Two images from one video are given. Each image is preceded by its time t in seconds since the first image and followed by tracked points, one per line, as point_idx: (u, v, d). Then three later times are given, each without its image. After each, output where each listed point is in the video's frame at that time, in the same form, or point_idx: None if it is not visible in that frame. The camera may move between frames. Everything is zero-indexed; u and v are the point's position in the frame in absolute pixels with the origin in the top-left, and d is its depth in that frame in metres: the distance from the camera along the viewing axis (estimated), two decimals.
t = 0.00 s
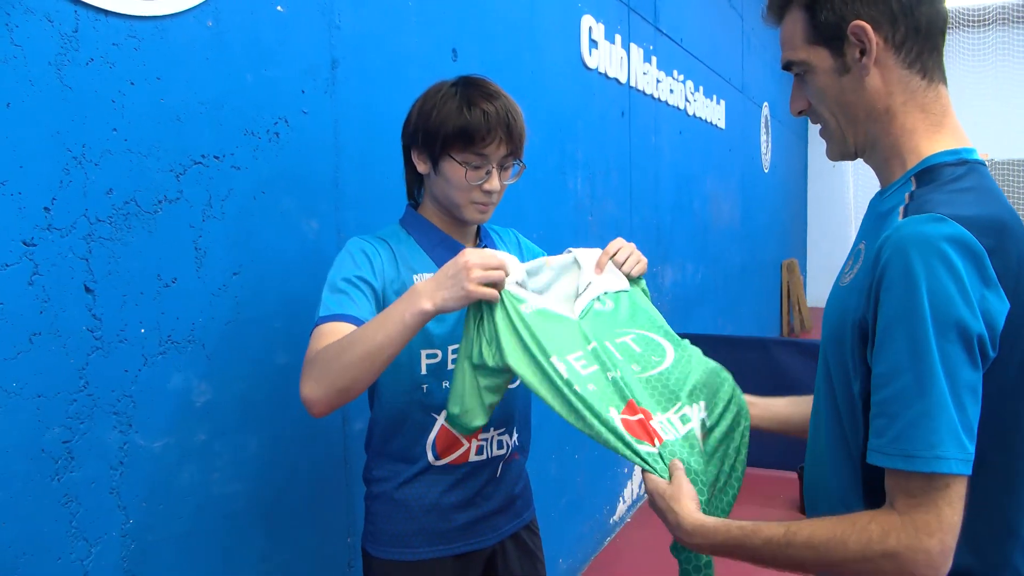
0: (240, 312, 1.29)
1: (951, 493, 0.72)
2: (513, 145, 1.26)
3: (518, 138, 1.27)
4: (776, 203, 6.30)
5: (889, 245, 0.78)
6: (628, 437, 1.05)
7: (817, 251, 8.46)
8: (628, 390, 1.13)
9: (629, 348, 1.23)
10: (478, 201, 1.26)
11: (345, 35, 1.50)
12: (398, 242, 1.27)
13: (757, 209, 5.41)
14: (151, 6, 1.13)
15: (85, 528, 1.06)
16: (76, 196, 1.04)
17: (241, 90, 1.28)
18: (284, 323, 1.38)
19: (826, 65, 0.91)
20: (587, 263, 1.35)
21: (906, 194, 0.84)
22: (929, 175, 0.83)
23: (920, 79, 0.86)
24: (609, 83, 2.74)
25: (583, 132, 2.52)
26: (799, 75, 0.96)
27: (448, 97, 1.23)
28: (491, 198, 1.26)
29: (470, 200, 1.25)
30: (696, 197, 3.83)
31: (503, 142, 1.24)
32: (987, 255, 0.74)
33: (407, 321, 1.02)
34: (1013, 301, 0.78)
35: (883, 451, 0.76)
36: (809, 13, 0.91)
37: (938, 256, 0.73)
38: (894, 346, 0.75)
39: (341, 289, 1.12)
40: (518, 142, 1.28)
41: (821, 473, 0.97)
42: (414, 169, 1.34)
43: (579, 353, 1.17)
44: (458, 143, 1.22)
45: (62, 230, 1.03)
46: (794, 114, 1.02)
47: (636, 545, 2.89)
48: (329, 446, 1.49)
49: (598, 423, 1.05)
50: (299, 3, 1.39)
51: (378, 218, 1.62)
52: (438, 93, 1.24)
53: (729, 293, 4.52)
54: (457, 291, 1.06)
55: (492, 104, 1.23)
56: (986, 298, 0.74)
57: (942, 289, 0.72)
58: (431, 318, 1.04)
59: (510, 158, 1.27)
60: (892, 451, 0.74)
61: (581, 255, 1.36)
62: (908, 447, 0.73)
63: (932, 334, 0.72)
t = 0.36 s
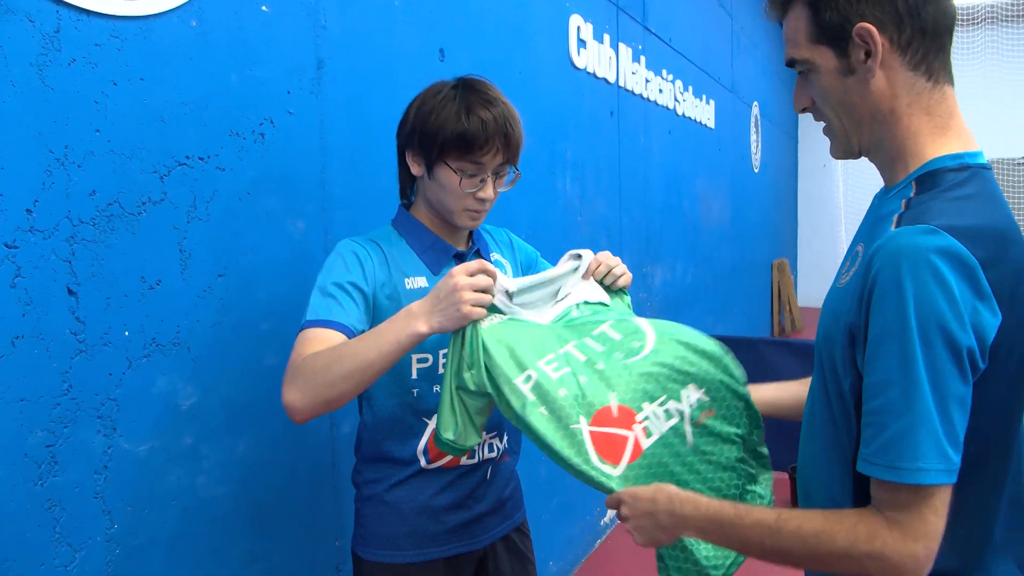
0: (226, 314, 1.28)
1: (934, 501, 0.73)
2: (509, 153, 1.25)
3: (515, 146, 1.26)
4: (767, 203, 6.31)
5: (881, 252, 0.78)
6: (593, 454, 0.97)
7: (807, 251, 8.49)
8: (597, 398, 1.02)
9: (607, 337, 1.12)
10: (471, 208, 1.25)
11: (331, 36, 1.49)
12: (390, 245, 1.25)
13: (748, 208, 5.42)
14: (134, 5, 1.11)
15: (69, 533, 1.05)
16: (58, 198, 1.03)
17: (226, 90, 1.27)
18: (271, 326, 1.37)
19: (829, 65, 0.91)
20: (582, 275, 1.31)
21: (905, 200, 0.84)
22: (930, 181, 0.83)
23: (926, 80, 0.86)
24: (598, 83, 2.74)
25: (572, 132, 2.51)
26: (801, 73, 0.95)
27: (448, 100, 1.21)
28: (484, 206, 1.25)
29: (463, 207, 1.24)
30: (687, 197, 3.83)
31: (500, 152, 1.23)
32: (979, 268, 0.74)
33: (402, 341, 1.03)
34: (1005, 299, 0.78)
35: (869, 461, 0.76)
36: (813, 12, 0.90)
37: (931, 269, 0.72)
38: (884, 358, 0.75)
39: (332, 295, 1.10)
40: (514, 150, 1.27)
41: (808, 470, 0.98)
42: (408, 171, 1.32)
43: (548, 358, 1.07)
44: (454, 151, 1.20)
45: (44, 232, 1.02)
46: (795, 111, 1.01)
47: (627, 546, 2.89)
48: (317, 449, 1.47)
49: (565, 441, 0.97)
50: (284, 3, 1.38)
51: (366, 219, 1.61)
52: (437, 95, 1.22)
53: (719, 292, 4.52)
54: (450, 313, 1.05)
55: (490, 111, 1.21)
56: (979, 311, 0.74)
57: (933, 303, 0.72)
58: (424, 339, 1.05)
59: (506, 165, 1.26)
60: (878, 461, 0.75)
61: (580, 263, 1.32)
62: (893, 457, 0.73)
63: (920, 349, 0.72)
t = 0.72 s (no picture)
0: (217, 316, 1.27)
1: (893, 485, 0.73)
2: (499, 156, 1.24)
3: (506, 148, 1.25)
4: (764, 204, 6.31)
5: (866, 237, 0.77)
6: (538, 470, 1.02)
7: (804, 252, 8.50)
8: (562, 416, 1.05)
9: (593, 359, 1.13)
10: (460, 211, 1.24)
11: (323, 37, 1.48)
12: (383, 246, 1.24)
13: (743, 210, 5.43)
14: (125, 6, 1.11)
15: (58, 538, 1.04)
16: (49, 200, 1.02)
17: (217, 91, 1.26)
18: (262, 329, 1.36)
19: (820, 67, 0.89)
20: (581, 280, 1.29)
21: (897, 194, 0.83)
22: (921, 178, 0.82)
23: (913, 86, 0.86)
24: (593, 85, 2.74)
25: (566, 134, 2.51)
26: (792, 72, 0.94)
27: (438, 103, 1.20)
28: (474, 209, 1.24)
29: (452, 210, 1.23)
30: (682, 199, 3.83)
31: (489, 155, 1.22)
32: (959, 261, 0.73)
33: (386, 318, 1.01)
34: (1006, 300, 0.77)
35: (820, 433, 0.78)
36: (806, 13, 0.88)
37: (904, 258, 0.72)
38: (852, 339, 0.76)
39: (323, 290, 1.10)
40: (505, 153, 1.26)
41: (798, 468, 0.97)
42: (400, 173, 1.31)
43: (529, 362, 1.09)
44: (443, 154, 1.20)
45: (34, 234, 1.01)
46: (785, 110, 0.99)
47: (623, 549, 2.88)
48: (309, 453, 1.47)
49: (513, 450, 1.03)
50: (276, 4, 1.37)
51: (358, 221, 1.60)
52: (428, 97, 1.21)
53: (714, 295, 4.52)
54: (436, 289, 1.05)
55: (479, 115, 1.20)
56: (960, 305, 0.72)
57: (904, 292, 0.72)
58: (411, 315, 1.04)
59: (495, 169, 1.26)
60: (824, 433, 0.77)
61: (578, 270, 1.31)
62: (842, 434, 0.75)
63: (883, 335, 0.73)
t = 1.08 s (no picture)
0: (215, 316, 1.26)
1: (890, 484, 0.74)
2: (497, 145, 1.23)
3: (503, 137, 1.24)
4: (766, 205, 6.29)
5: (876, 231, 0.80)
6: (552, 468, 1.13)
7: (805, 253, 8.48)
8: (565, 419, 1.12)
9: (595, 360, 1.19)
10: (463, 204, 1.23)
11: (322, 35, 1.47)
12: (381, 245, 1.23)
13: (745, 210, 5.41)
14: (121, 3, 1.10)
15: (53, 541, 1.03)
16: (44, 199, 1.01)
17: (215, 90, 1.25)
18: (260, 329, 1.35)
19: (834, 59, 0.88)
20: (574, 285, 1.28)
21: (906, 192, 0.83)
22: (930, 177, 0.82)
23: (929, 84, 0.85)
24: (594, 84, 2.73)
25: (567, 133, 2.50)
26: (806, 63, 0.93)
27: (430, 98, 1.19)
28: (476, 201, 1.23)
29: (455, 204, 1.22)
30: (683, 199, 3.82)
31: (487, 144, 1.21)
32: (960, 262, 0.75)
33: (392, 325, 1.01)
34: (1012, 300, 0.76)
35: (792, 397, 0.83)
36: (825, 3, 0.87)
37: (903, 255, 0.76)
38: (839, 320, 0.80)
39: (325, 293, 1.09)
40: (502, 142, 1.25)
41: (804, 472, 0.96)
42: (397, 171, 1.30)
43: (523, 368, 1.12)
44: (441, 146, 1.19)
45: (29, 233, 0.99)
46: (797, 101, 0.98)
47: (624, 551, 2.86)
48: (307, 454, 1.46)
49: (530, 458, 1.15)
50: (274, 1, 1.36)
51: (357, 220, 1.59)
52: (419, 94, 1.21)
53: (715, 296, 4.50)
54: (437, 290, 1.05)
55: (475, 105, 1.19)
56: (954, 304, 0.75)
57: (900, 286, 0.76)
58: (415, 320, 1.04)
59: (494, 159, 1.24)
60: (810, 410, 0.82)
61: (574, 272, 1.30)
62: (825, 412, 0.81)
63: (870, 321, 0.78)
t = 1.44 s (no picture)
0: (213, 316, 1.25)
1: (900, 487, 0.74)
2: (504, 145, 1.22)
3: (511, 137, 1.23)
4: (769, 203, 6.27)
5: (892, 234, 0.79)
6: (553, 498, 1.07)
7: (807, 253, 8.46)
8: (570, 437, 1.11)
9: (595, 363, 1.14)
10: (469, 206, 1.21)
11: (321, 32, 1.46)
12: (381, 251, 1.20)
13: (748, 209, 5.39)
14: None
15: (49, 544, 1.01)
16: (40, 198, 1.00)
17: (213, 88, 1.24)
18: (259, 330, 1.34)
19: (835, 56, 0.87)
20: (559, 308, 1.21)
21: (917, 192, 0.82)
22: (940, 175, 0.81)
23: (931, 81, 0.83)
24: (596, 82, 2.71)
25: (568, 132, 2.48)
26: (806, 61, 0.92)
27: (437, 96, 1.18)
28: (482, 202, 1.22)
29: (462, 205, 1.20)
30: (685, 198, 3.80)
31: (494, 144, 1.20)
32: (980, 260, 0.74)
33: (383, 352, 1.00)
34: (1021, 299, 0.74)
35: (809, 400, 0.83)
36: None
37: (924, 254, 0.75)
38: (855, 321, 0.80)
39: (320, 311, 1.09)
40: (510, 142, 1.23)
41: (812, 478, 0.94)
42: (401, 169, 1.29)
43: (528, 393, 1.12)
44: (448, 146, 1.17)
45: (25, 233, 0.98)
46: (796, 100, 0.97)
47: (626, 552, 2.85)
48: (306, 456, 1.45)
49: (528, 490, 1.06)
50: None
51: (356, 220, 1.58)
52: (426, 92, 1.19)
53: (718, 295, 4.48)
54: (427, 316, 1.03)
55: (483, 104, 1.18)
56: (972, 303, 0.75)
57: (916, 286, 0.75)
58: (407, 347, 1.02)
59: (501, 159, 1.23)
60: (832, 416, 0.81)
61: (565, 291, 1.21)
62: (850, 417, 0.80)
63: (889, 325, 0.77)
